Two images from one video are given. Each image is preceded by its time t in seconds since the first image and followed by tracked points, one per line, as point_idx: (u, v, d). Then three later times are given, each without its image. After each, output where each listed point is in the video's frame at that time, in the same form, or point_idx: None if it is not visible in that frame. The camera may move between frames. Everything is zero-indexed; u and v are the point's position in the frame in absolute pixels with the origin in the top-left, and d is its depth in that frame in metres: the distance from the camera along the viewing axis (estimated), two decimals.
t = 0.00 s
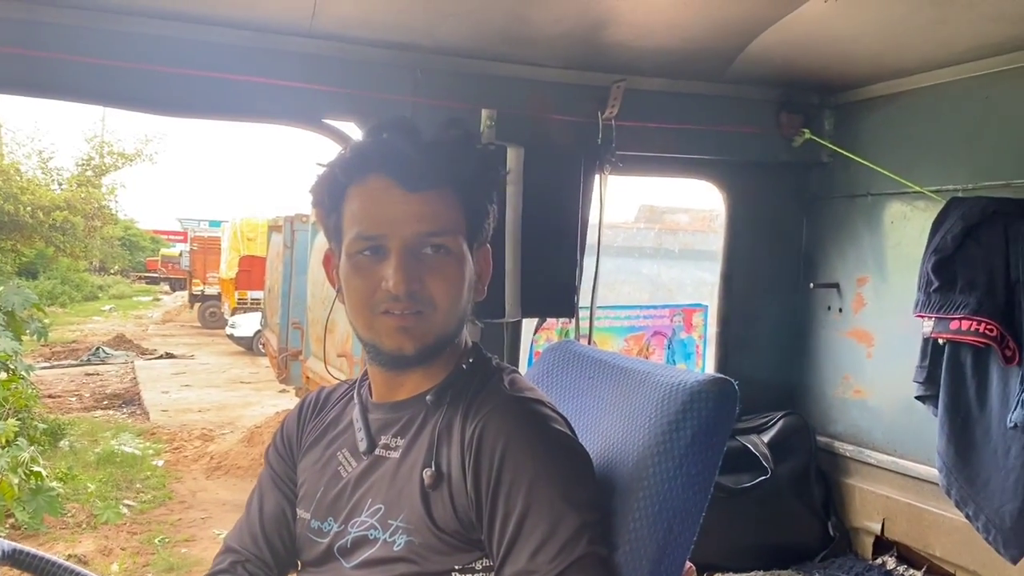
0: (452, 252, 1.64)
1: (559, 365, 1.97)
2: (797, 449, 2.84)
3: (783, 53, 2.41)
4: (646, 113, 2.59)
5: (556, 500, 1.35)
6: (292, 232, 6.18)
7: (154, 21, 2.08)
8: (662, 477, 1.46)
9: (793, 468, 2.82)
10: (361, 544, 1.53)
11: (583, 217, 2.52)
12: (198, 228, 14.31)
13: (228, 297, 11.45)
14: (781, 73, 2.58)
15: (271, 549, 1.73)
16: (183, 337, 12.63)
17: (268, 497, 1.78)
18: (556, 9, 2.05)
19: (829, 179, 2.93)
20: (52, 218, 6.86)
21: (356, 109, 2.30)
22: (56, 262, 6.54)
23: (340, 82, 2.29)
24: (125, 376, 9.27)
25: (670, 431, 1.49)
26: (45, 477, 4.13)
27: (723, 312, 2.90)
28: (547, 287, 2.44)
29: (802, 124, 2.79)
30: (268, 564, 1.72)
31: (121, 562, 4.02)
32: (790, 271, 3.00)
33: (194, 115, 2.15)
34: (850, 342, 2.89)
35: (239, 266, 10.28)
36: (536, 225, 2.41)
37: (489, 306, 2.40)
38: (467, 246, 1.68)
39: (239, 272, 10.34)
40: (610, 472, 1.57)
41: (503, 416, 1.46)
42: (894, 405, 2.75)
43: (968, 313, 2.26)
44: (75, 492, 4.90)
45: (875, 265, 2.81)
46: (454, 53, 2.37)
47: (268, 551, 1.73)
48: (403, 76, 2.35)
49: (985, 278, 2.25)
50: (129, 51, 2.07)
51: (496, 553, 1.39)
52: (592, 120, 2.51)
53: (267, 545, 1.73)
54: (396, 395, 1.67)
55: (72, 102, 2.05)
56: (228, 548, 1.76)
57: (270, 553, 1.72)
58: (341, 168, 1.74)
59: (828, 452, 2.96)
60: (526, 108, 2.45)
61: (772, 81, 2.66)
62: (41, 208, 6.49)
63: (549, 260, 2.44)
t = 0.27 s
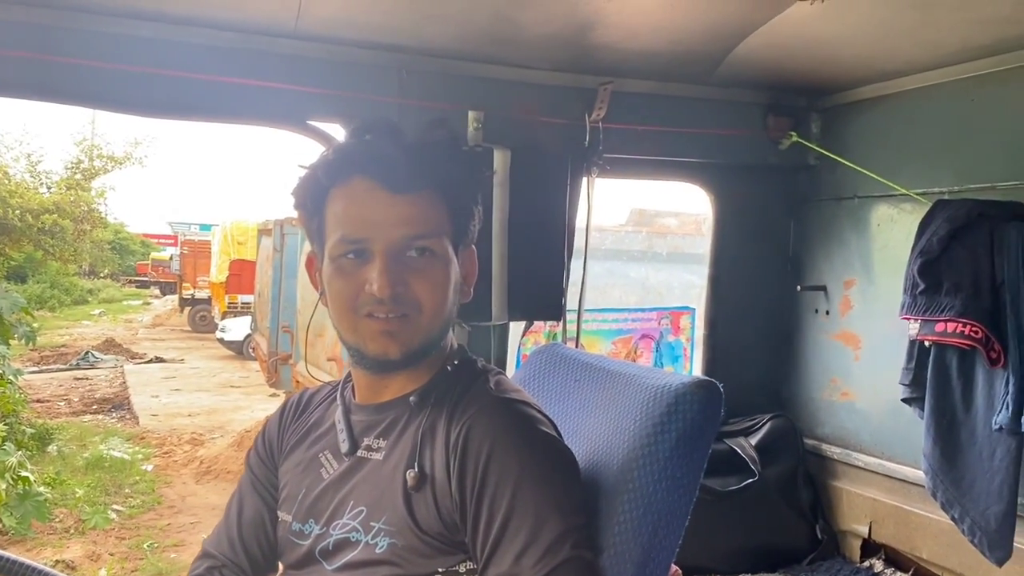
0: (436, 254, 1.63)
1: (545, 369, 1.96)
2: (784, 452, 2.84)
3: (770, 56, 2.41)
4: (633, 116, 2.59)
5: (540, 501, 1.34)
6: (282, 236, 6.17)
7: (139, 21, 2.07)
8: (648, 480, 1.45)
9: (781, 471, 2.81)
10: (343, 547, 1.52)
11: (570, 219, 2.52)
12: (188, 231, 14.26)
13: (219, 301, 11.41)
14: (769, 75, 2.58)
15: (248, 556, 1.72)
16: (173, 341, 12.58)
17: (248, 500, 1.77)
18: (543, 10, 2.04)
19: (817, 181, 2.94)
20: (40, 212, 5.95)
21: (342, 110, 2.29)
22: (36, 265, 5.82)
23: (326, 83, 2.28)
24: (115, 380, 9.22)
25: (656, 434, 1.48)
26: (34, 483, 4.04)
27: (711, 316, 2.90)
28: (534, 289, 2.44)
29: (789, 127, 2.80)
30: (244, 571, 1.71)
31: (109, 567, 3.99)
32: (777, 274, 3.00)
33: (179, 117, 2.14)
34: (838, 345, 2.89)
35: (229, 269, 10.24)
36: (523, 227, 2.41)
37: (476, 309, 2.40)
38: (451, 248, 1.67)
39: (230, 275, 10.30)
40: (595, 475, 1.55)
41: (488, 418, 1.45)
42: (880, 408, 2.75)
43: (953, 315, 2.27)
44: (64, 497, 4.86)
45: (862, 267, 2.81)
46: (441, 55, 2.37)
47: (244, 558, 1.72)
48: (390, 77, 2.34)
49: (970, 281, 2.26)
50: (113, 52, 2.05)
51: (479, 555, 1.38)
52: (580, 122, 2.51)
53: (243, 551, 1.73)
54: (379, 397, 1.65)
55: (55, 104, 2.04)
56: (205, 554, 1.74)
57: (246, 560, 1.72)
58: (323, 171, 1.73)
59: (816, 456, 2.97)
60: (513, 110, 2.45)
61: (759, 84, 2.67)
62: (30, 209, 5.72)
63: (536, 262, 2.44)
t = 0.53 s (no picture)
0: (415, 245, 1.64)
1: (536, 370, 1.96)
2: (776, 453, 2.85)
3: (759, 57, 2.42)
4: (622, 118, 2.61)
5: (531, 499, 1.34)
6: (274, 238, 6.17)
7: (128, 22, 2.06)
8: (637, 480, 1.45)
9: (773, 472, 2.82)
10: (334, 547, 1.51)
11: (561, 220, 2.53)
12: (181, 234, 14.23)
13: (211, 303, 11.38)
14: (758, 77, 2.59)
15: (239, 555, 1.71)
16: (165, 344, 12.54)
17: (238, 500, 1.75)
18: (532, 12, 2.05)
19: (807, 183, 2.95)
20: (29, 217, 5.22)
21: (332, 112, 2.29)
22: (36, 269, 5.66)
23: (316, 85, 2.28)
24: (107, 383, 9.18)
25: (644, 434, 1.48)
26: (25, 486, 4.04)
27: (702, 316, 2.92)
28: (524, 290, 2.44)
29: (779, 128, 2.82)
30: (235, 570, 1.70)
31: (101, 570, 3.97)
32: (767, 274, 3.02)
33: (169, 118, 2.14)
34: (827, 346, 2.90)
35: (222, 272, 10.22)
36: (514, 228, 2.41)
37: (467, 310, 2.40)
38: (430, 237, 1.67)
39: (222, 278, 10.28)
40: (585, 475, 1.55)
41: (479, 417, 1.45)
42: (870, 408, 2.76)
43: (941, 316, 2.28)
44: (55, 500, 4.83)
45: (853, 268, 2.81)
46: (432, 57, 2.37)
47: (235, 557, 1.70)
48: (379, 78, 2.34)
49: (958, 282, 2.27)
50: (100, 53, 2.05)
51: (469, 554, 1.38)
52: (570, 124, 2.52)
53: (234, 549, 1.71)
54: (371, 397, 1.64)
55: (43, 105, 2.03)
56: (195, 552, 1.72)
57: (236, 559, 1.70)
58: (291, 180, 1.72)
59: (807, 457, 2.97)
60: (503, 112, 2.45)
61: (748, 86, 2.68)
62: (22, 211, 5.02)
63: (527, 263, 2.44)
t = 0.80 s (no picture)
0: (398, 254, 1.62)
1: (529, 370, 1.96)
2: (767, 453, 2.87)
3: (752, 59, 2.43)
4: (616, 120, 2.62)
5: (518, 493, 1.34)
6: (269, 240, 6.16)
7: (119, 24, 2.06)
8: (627, 481, 1.45)
9: (765, 472, 2.83)
10: (325, 547, 1.51)
11: (554, 222, 2.53)
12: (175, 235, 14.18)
13: (207, 305, 11.37)
14: (750, 79, 2.60)
15: (235, 558, 1.69)
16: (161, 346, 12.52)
17: (229, 505, 1.75)
18: (525, 14, 2.05)
19: (798, 184, 2.96)
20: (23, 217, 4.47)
21: (325, 114, 2.29)
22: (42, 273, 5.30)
23: (309, 86, 2.28)
24: (102, 385, 9.17)
25: (635, 435, 1.48)
26: (18, 489, 4.04)
27: (695, 317, 2.93)
28: (517, 292, 2.44)
29: (772, 130, 2.83)
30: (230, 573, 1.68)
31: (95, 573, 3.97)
32: (760, 276, 3.04)
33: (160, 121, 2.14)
34: (820, 347, 2.91)
35: (217, 273, 10.20)
36: (507, 230, 2.42)
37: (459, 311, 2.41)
38: (415, 246, 1.65)
39: (217, 279, 10.27)
40: (577, 476, 1.55)
41: (466, 414, 1.45)
42: (864, 409, 2.76)
43: (933, 317, 2.29)
44: (48, 502, 4.82)
45: (844, 268, 2.82)
46: (425, 59, 2.37)
47: (230, 560, 1.68)
48: (372, 81, 2.35)
49: (950, 282, 2.28)
50: (94, 55, 2.05)
51: (457, 549, 1.37)
52: (563, 125, 2.52)
53: (228, 553, 1.69)
54: (357, 400, 1.65)
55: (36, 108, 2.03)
56: (189, 559, 1.72)
57: (232, 562, 1.68)
58: (284, 177, 1.73)
59: (800, 457, 2.98)
60: (496, 113, 2.46)
61: (741, 88, 2.69)
62: (15, 213, 4.36)
63: (519, 264, 2.44)
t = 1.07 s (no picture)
0: (416, 254, 1.64)
1: (526, 370, 1.97)
2: (764, 452, 2.87)
3: (747, 61, 2.44)
4: (612, 121, 2.63)
5: (517, 490, 1.35)
6: (267, 240, 6.17)
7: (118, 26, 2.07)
8: (623, 481, 1.46)
9: (761, 472, 2.84)
10: (327, 543, 1.52)
11: (550, 223, 2.54)
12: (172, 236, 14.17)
13: (204, 305, 11.37)
14: (746, 80, 2.61)
15: (235, 555, 1.69)
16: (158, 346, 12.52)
17: (231, 502, 1.75)
18: (522, 15, 2.06)
19: (795, 185, 2.97)
20: (22, 220, 4.54)
21: (322, 115, 2.30)
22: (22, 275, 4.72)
23: (307, 87, 2.29)
24: (99, 385, 9.17)
25: (631, 435, 1.49)
26: (15, 489, 4.04)
27: (691, 317, 2.94)
28: (514, 292, 2.45)
29: (767, 131, 2.84)
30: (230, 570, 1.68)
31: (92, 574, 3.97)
32: (756, 276, 3.05)
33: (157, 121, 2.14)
34: (816, 347, 2.92)
35: (215, 274, 10.21)
36: (503, 230, 2.43)
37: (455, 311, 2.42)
38: (432, 248, 1.66)
39: (215, 280, 10.27)
40: (574, 476, 1.56)
41: (468, 412, 1.46)
42: (858, 409, 2.77)
43: (927, 317, 2.30)
44: (46, 503, 4.82)
45: (840, 269, 2.83)
46: (422, 60, 2.38)
47: (230, 557, 1.69)
48: (369, 81, 2.35)
49: (943, 283, 2.29)
50: (93, 56, 2.06)
51: (456, 545, 1.38)
52: (559, 127, 2.53)
53: (229, 550, 1.70)
54: (359, 397, 1.66)
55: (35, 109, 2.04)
56: (189, 556, 1.72)
57: (232, 560, 1.69)
58: (311, 170, 1.74)
59: (796, 457, 2.99)
60: (493, 114, 2.47)
61: (737, 89, 2.70)
62: (15, 215, 4.41)
63: (516, 265, 2.45)
